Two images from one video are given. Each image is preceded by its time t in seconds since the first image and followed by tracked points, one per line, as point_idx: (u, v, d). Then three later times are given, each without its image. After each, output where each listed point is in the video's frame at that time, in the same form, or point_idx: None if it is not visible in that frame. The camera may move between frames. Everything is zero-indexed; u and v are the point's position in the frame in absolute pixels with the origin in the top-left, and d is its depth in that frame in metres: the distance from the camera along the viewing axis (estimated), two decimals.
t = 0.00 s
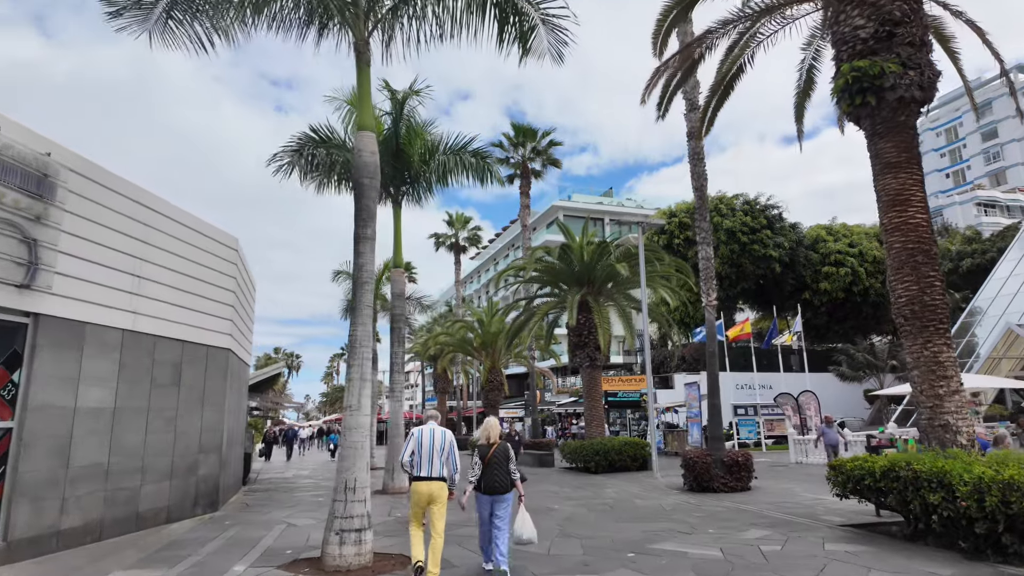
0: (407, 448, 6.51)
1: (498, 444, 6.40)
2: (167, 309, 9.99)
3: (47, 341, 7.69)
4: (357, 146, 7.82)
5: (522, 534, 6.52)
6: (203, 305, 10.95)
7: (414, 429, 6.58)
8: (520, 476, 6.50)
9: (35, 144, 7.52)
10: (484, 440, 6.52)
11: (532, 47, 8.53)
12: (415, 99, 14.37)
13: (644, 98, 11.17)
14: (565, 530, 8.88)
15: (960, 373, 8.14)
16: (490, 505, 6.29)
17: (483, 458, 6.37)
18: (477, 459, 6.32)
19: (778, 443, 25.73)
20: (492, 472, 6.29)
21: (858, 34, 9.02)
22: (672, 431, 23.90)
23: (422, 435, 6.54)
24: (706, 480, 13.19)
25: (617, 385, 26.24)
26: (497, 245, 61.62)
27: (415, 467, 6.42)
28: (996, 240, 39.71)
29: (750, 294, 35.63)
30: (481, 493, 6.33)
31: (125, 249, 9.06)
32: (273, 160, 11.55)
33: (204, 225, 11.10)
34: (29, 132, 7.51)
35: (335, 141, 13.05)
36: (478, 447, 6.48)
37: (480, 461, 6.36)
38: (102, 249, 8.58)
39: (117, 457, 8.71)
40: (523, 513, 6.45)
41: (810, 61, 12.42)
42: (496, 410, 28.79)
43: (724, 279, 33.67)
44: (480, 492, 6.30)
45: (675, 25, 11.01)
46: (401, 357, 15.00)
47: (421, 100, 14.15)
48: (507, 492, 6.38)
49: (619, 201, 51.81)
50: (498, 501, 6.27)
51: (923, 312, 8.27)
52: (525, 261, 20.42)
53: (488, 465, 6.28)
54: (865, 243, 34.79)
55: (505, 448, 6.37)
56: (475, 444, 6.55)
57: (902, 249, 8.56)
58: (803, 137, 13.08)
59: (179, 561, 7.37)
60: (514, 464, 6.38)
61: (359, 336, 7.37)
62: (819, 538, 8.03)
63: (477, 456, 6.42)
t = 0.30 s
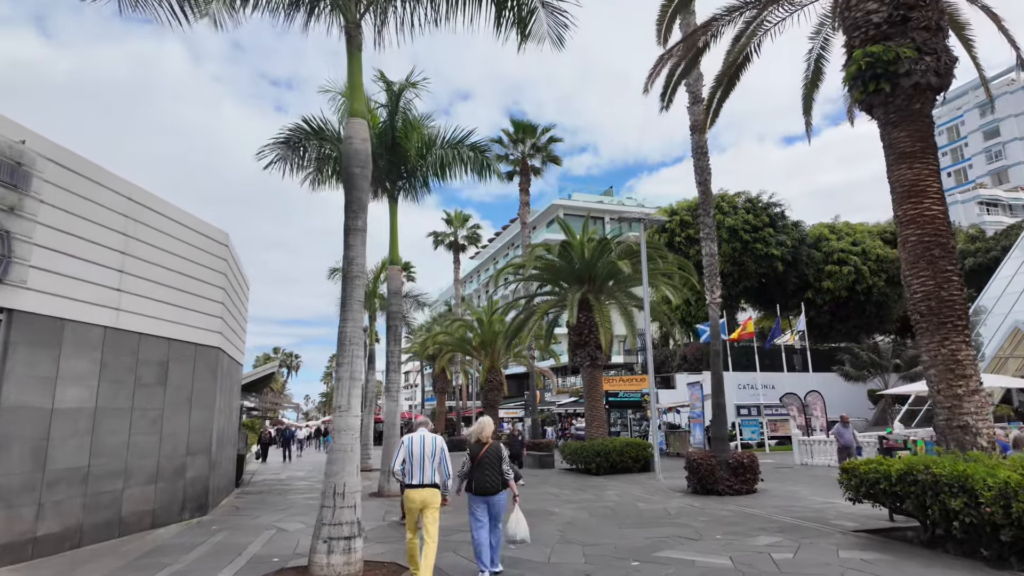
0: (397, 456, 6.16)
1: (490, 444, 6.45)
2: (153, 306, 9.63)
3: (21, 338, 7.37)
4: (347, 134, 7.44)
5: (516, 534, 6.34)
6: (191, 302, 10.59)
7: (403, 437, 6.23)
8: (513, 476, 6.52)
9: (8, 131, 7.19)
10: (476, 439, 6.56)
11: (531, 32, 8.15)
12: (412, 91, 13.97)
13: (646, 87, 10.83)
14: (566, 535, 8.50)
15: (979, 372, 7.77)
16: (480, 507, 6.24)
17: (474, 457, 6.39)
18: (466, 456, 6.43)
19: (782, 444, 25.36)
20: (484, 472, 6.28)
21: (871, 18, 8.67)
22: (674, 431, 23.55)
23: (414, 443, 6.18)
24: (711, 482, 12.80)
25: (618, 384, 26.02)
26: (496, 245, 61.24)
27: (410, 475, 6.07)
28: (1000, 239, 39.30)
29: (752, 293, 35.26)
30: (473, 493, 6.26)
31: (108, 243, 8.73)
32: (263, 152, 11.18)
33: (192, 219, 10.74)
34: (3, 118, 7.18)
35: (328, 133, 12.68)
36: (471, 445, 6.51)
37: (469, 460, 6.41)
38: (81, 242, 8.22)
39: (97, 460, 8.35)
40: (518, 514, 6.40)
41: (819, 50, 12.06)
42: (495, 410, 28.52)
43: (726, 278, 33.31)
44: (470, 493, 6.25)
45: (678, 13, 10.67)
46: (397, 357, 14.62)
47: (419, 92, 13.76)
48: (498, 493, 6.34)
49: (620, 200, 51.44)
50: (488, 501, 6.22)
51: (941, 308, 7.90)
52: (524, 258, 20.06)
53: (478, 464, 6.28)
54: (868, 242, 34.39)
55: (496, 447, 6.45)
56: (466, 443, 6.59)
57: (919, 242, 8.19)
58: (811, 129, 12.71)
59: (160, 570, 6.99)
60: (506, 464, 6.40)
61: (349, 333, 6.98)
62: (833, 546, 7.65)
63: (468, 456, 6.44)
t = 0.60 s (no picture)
0: (391, 450, 6.22)
1: (492, 445, 6.10)
2: (140, 299, 9.27)
3: None
4: (340, 117, 7.10)
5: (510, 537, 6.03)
6: (181, 296, 10.24)
7: (397, 432, 6.27)
8: (514, 477, 6.20)
9: None
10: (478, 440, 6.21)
11: (534, 13, 7.83)
12: (410, 81, 13.62)
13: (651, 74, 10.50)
14: (571, 539, 8.14)
15: (1003, 368, 7.41)
16: (481, 508, 5.94)
17: (475, 458, 6.03)
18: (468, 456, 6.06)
19: (786, 444, 25.02)
20: (485, 473, 5.93)
21: None
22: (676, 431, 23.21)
23: (407, 437, 6.22)
24: (717, 483, 12.46)
25: (620, 383, 25.67)
26: (497, 244, 60.92)
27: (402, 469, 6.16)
28: (1005, 237, 38.87)
29: (754, 292, 34.93)
30: (473, 493, 5.94)
31: (91, 233, 8.40)
32: (255, 142, 10.85)
33: (182, 210, 10.40)
34: None
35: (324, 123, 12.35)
36: (472, 446, 6.15)
37: (470, 460, 6.06)
38: (60, 231, 7.89)
39: (80, 461, 8.00)
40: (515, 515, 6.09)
41: (829, 37, 11.72)
42: (495, 409, 28.21)
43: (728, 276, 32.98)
44: (471, 494, 5.93)
45: None
46: (395, 354, 14.25)
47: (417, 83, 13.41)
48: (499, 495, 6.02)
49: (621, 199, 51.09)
50: (489, 502, 5.91)
51: (962, 301, 7.55)
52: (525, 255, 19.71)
53: (480, 465, 5.93)
54: (872, 240, 34.02)
55: (499, 447, 6.08)
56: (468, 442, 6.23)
57: (937, 233, 7.84)
58: (821, 120, 12.37)
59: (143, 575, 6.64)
60: (508, 465, 6.07)
61: (341, 326, 6.63)
62: (850, 551, 7.30)
63: (469, 456, 6.07)
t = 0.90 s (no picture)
0: (387, 456, 5.87)
1: (490, 445, 5.97)
2: (127, 295, 8.95)
3: None
4: (333, 104, 6.79)
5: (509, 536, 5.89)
6: (169, 293, 9.91)
7: (394, 436, 5.94)
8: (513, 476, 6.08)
9: None
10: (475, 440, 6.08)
11: None
12: (408, 74, 13.29)
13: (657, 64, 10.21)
14: (573, 545, 7.82)
15: None
16: (481, 508, 5.80)
17: (474, 458, 5.89)
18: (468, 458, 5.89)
19: (789, 445, 24.72)
20: (484, 473, 5.81)
21: None
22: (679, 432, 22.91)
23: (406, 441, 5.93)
24: (723, 486, 12.15)
25: (622, 383, 25.36)
26: (497, 243, 60.62)
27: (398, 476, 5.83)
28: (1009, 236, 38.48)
29: (757, 291, 34.61)
30: (472, 494, 5.81)
31: (75, 226, 8.09)
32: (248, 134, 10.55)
33: (171, 204, 10.07)
34: None
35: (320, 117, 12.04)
36: (470, 446, 6.01)
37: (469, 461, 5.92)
38: (42, 225, 7.58)
39: (62, 464, 7.69)
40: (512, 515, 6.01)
41: (839, 27, 11.39)
42: (495, 410, 27.90)
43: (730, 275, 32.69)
44: (470, 494, 5.80)
45: None
46: (392, 353, 13.93)
47: (415, 75, 13.09)
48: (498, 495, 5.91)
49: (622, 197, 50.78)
50: (489, 502, 5.79)
51: (982, 297, 7.24)
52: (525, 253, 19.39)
53: (479, 465, 5.80)
54: (875, 238, 33.70)
55: (498, 447, 5.96)
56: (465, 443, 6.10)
57: (956, 227, 7.52)
58: (829, 113, 12.06)
59: None
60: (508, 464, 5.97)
61: (332, 322, 6.32)
62: (865, 558, 7.00)
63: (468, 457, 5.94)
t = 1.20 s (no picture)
0: (379, 451, 5.58)
1: (478, 446, 5.83)
2: (110, 290, 8.60)
3: None
4: (321, 86, 6.45)
5: (507, 536, 5.68)
6: (155, 289, 9.57)
7: (387, 431, 5.64)
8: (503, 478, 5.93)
9: None
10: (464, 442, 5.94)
11: None
12: (404, 65, 12.93)
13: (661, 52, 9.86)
14: (575, 551, 7.47)
15: None
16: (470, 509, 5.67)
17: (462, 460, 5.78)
18: (456, 460, 5.80)
19: (793, 445, 24.40)
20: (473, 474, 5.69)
21: None
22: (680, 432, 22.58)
23: (397, 437, 5.62)
24: (728, 487, 11.80)
25: (623, 383, 25.02)
26: (496, 242, 60.29)
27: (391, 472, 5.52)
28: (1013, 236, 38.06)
29: (759, 290, 34.26)
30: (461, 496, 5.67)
31: (54, 217, 7.74)
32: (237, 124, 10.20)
33: (157, 196, 9.72)
34: None
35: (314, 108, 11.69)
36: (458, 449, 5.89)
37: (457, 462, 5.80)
38: (17, 215, 7.24)
39: (37, 465, 7.34)
40: (507, 514, 5.81)
41: (848, 14, 11.05)
42: (494, 410, 27.57)
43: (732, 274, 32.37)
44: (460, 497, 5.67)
45: None
46: (388, 352, 13.56)
47: (411, 66, 12.73)
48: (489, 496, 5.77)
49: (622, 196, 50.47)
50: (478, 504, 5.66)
51: (1003, 290, 6.91)
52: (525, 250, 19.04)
53: (467, 467, 5.67)
54: (878, 237, 33.34)
55: (486, 448, 5.83)
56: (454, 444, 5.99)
57: (975, 217, 7.17)
58: (837, 103, 11.72)
59: None
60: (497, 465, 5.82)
61: (318, 317, 5.97)
62: (882, 565, 6.66)
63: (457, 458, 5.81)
